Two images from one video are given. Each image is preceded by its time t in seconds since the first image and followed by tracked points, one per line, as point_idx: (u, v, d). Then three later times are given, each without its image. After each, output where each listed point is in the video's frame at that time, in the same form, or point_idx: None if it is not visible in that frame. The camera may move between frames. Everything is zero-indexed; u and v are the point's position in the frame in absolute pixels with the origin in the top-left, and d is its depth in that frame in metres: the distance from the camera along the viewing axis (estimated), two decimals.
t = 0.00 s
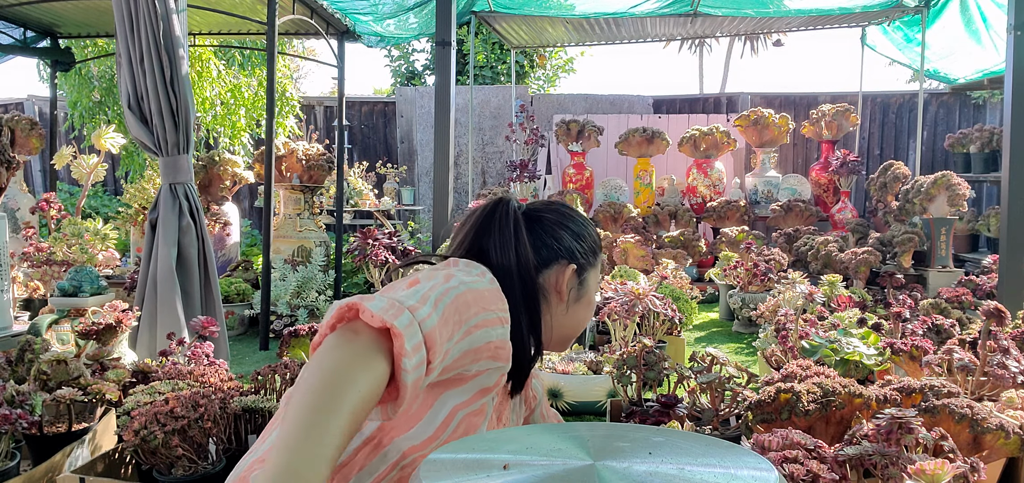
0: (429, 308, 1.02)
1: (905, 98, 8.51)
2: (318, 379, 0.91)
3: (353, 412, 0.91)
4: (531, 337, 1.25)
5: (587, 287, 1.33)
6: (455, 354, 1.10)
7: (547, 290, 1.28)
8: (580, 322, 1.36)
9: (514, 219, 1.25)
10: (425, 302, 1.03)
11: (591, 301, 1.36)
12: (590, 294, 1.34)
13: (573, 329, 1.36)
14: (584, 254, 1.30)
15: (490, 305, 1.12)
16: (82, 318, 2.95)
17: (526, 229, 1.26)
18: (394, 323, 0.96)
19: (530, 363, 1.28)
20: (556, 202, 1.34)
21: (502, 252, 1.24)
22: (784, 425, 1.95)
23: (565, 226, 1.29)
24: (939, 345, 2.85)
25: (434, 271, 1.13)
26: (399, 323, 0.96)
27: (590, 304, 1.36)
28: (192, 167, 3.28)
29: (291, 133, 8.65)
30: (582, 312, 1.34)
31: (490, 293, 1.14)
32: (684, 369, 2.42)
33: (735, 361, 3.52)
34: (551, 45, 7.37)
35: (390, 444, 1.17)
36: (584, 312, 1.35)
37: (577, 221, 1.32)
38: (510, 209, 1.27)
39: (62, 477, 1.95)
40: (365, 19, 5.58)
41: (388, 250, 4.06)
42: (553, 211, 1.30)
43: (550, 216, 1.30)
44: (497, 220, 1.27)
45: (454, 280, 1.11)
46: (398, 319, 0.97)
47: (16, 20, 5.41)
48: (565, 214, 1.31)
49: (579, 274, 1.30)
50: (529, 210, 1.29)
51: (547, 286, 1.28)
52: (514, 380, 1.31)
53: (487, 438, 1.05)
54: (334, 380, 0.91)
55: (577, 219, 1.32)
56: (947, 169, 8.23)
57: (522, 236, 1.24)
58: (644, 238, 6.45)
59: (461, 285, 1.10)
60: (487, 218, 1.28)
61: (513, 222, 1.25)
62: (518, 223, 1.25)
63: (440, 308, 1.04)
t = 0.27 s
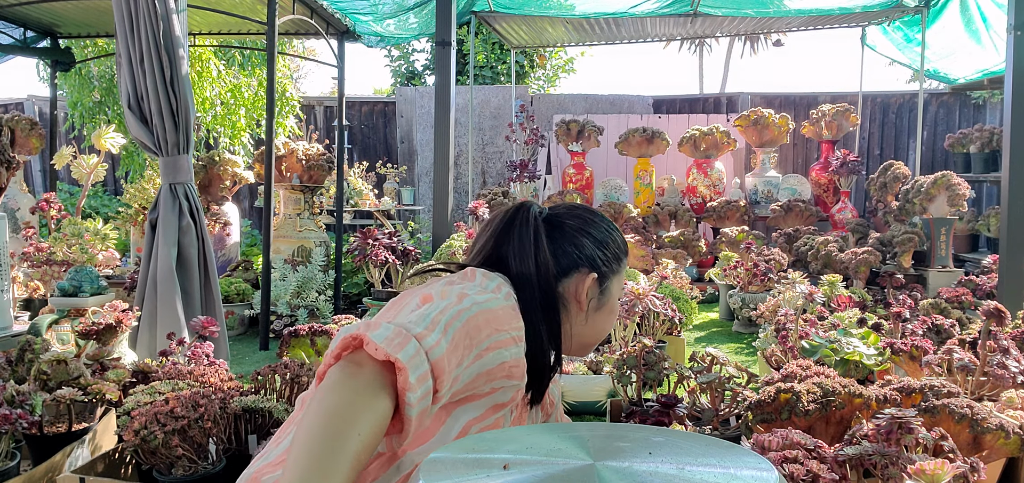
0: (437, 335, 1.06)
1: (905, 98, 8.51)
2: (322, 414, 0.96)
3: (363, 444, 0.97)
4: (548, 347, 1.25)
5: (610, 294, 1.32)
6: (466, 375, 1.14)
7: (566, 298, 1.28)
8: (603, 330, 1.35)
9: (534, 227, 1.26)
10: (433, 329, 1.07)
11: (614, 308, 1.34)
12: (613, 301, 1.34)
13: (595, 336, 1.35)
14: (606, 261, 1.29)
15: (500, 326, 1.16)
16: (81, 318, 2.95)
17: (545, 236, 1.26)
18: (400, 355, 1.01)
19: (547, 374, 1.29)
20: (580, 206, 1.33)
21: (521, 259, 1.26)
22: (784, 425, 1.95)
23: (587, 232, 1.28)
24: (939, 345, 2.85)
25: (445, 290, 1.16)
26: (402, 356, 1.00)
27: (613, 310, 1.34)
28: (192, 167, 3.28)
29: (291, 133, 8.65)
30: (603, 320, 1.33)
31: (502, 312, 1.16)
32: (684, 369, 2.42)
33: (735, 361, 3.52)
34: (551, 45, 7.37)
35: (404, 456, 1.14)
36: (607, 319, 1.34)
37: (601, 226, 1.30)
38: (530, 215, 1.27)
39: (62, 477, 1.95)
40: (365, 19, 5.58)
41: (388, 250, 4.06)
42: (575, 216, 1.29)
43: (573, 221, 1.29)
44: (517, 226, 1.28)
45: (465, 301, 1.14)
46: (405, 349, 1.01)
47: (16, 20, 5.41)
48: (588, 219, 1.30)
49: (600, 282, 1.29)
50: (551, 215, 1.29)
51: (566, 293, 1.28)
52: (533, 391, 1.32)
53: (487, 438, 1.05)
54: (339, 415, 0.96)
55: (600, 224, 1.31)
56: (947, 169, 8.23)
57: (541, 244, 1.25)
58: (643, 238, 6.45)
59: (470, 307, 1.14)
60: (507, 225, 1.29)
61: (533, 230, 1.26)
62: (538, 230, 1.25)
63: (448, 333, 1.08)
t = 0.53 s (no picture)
0: (355, 337, 1.02)
1: (905, 97, 8.51)
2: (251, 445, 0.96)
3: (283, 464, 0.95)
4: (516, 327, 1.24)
5: (587, 266, 1.32)
6: (405, 370, 1.08)
7: (541, 272, 1.28)
8: (581, 303, 1.36)
9: (507, 198, 1.26)
10: (352, 333, 1.02)
11: (591, 282, 1.34)
12: (592, 273, 1.34)
13: (573, 309, 1.35)
14: (583, 233, 1.29)
15: (439, 316, 1.11)
16: (81, 318, 2.95)
17: (519, 208, 1.26)
18: (310, 368, 0.96)
19: (522, 358, 1.27)
20: (557, 175, 1.33)
21: (491, 236, 1.26)
22: (784, 425, 1.96)
23: (562, 204, 1.28)
24: (939, 345, 2.86)
25: (378, 287, 1.12)
26: (308, 366, 0.95)
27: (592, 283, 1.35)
28: (192, 167, 3.28)
29: (291, 133, 8.65)
30: (580, 293, 1.34)
31: (438, 302, 1.11)
32: (684, 370, 2.42)
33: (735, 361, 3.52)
34: (551, 45, 7.37)
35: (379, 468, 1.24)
36: (585, 291, 1.34)
37: (581, 197, 1.31)
38: (501, 188, 1.27)
39: (62, 477, 1.96)
40: (365, 19, 5.58)
41: (388, 250, 4.06)
42: (550, 186, 1.29)
43: (549, 191, 1.29)
44: (488, 200, 1.28)
45: (395, 295, 1.09)
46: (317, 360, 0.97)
47: (16, 19, 5.40)
48: (565, 189, 1.30)
49: (577, 256, 1.29)
50: (526, 185, 1.29)
51: (542, 267, 1.28)
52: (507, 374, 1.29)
53: (487, 438, 1.05)
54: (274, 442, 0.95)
55: (577, 195, 1.31)
56: (947, 169, 8.22)
57: (515, 216, 1.25)
58: (643, 238, 6.45)
59: (400, 300, 1.08)
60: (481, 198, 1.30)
61: (507, 201, 1.26)
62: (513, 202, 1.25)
63: (370, 333, 1.03)
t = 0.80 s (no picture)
0: (241, 355, 0.84)
1: (905, 98, 8.51)
2: None
3: None
4: (441, 307, 1.01)
5: (525, 225, 1.09)
6: (314, 385, 0.87)
7: (469, 238, 1.06)
8: (524, 268, 1.12)
9: (419, 156, 1.05)
10: (238, 351, 0.84)
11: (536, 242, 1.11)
12: (532, 231, 1.10)
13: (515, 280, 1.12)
14: (515, 186, 1.06)
15: (340, 317, 0.89)
16: (81, 318, 2.95)
17: (433, 165, 1.04)
18: (190, 402, 0.80)
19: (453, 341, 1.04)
20: (479, 124, 1.11)
21: (405, 206, 1.04)
22: (784, 425, 1.95)
23: (488, 155, 1.06)
24: (939, 345, 2.85)
25: (271, 294, 0.92)
26: (187, 401, 0.80)
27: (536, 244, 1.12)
28: (192, 167, 3.28)
29: (291, 132, 8.65)
30: (521, 257, 1.11)
31: (341, 299, 0.90)
32: (684, 370, 2.42)
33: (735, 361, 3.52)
34: (551, 45, 7.36)
35: None
36: (529, 253, 1.11)
37: (510, 146, 1.09)
38: (412, 148, 1.06)
39: (61, 477, 1.95)
40: (365, 19, 5.58)
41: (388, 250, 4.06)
42: (470, 138, 1.08)
43: (467, 144, 1.08)
44: (400, 163, 1.07)
45: (287, 297, 0.90)
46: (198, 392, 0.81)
47: (16, 19, 5.41)
48: (489, 138, 1.09)
49: (510, 212, 1.06)
50: (443, 140, 1.08)
51: (468, 231, 1.05)
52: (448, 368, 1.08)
53: (488, 438, 1.05)
54: None
55: (504, 144, 1.09)
56: (947, 170, 8.22)
57: (428, 177, 1.04)
58: (644, 238, 6.45)
59: (292, 306, 0.87)
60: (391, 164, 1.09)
61: (419, 159, 1.05)
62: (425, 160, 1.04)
63: (259, 347, 0.84)
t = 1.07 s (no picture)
0: (130, 405, 0.80)
1: (905, 98, 8.51)
2: None
3: None
4: (324, 294, 0.99)
5: (415, 183, 1.04)
6: (212, 404, 0.87)
7: (350, 216, 1.02)
8: (429, 231, 1.07)
9: (275, 139, 1.00)
10: (124, 400, 0.81)
11: (436, 198, 1.06)
12: (425, 188, 1.05)
13: (419, 245, 1.08)
14: (390, 147, 1.01)
15: (216, 329, 0.87)
16: (81, 318, 2.95)
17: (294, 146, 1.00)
18: (101, 472, 0.77)
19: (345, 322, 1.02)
20: (349, 83, 1.05)
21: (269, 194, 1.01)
22: (784, 425, 1.95)
23: (352, 119, 1.00)
24: (940, 345, 2.85)
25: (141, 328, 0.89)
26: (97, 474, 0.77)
27: (439, 199, 1.07)
28: (192, 167, 3.27)
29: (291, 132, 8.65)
30: (419, 218, 1.05)
31: (211, 310, 0.88)
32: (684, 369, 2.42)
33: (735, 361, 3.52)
34: (550, 45, 7.37)
35: None
36: (429, 214, 1.06)
37: (379, 100, 1.02)
38: (271, 127, 1.01)
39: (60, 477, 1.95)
40: (364, 19, 5.58)
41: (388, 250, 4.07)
42: (334, 105, 1.02)
43: (331, 113, 1.02)
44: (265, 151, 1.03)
45: (156, 324, 0.87)
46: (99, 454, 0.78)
47: (16, 19, 5.41)
48: (357, 97, 1.03)
49: (389, 176, 1.01)
50: (308, 116, 1.02)
51: (350, 207, 1.02)
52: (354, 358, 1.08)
53: (487, 439, 1.05)
54: None
55: (376, 99, 1.03)
56: (947, 170, 8.22)
57: (286, 160, 0.99)
58: (643, 237, 6.45)
59: (166, 332, 0.85)
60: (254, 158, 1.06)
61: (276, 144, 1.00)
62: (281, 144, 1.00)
63: (147, 391, 0.81)
